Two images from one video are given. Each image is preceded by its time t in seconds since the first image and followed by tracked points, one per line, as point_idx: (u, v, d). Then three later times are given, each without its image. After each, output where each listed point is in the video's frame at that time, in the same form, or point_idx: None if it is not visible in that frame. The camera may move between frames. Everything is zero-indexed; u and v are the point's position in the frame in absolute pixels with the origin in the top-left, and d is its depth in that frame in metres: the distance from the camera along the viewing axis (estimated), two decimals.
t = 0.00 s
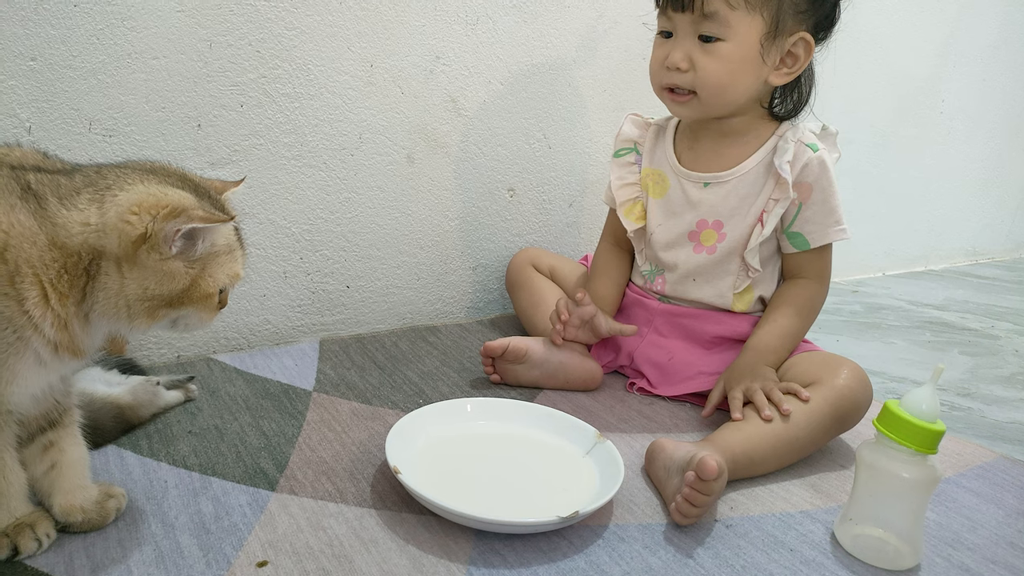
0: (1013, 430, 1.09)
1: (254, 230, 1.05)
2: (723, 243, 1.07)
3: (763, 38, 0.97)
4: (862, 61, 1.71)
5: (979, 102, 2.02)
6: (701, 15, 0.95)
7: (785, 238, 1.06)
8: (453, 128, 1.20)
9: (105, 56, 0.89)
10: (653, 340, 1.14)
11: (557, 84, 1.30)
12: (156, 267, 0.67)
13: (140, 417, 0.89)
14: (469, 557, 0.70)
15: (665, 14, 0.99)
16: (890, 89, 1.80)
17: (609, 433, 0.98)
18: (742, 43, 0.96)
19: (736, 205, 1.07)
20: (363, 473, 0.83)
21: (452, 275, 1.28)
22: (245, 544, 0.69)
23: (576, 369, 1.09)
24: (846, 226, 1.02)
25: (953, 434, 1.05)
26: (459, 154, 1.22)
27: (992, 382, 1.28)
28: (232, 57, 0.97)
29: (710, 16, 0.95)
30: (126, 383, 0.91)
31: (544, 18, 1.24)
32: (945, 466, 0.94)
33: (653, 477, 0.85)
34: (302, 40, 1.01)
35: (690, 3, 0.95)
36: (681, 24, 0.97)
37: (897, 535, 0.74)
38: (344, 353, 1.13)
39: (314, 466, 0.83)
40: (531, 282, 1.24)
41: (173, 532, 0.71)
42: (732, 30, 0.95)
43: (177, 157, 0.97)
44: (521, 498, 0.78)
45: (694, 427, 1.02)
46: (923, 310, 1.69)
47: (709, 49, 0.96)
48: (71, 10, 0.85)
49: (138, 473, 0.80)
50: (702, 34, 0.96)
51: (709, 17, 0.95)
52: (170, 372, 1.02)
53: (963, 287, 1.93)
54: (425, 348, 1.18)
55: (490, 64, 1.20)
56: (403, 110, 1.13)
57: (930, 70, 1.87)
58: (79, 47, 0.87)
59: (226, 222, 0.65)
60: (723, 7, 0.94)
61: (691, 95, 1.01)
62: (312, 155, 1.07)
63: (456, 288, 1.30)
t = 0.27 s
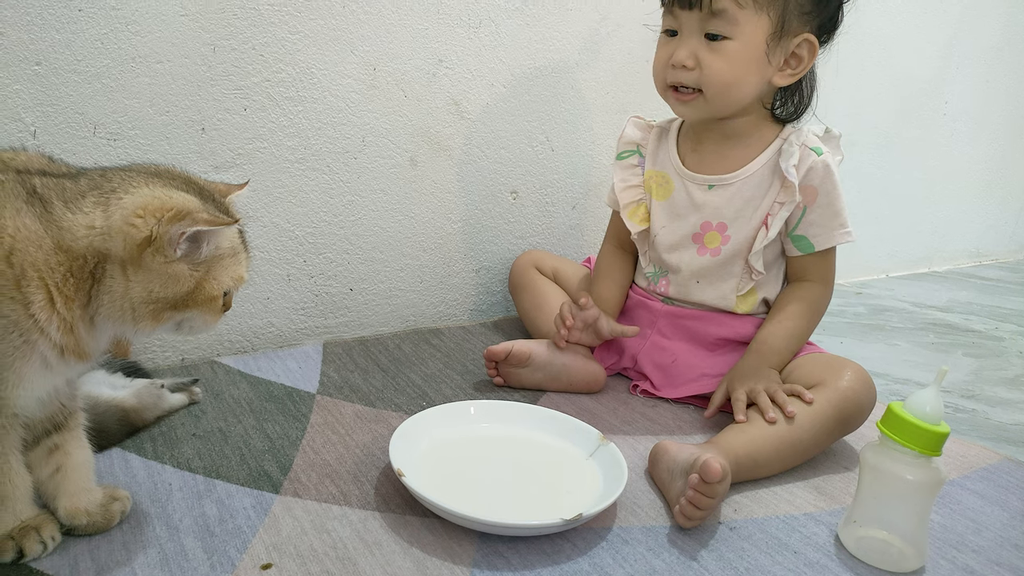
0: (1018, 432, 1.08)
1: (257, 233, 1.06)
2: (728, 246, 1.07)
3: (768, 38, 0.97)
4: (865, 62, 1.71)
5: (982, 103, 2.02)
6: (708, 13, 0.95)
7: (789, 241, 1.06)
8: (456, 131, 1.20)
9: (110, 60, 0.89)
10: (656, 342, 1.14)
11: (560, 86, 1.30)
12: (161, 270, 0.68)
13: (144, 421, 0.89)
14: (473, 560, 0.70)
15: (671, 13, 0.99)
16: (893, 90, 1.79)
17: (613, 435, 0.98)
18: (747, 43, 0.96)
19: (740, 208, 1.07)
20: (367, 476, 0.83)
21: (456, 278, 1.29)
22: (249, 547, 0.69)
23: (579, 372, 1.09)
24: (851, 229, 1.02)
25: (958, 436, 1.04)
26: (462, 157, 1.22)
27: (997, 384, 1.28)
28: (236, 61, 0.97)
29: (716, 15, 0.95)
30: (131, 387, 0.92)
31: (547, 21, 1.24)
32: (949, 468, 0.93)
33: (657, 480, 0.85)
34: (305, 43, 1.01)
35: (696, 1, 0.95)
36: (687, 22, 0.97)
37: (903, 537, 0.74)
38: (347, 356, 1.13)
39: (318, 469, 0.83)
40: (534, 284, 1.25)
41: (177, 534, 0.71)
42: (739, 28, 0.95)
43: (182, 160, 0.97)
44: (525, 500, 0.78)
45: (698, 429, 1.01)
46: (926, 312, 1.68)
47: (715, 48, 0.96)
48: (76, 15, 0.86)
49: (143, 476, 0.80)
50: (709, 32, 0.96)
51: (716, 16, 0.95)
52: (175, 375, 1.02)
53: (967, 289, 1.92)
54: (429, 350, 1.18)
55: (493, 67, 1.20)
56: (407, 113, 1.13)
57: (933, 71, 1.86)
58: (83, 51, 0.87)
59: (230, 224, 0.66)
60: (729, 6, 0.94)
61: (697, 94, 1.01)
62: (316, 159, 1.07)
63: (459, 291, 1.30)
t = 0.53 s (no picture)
0: (1018, 433, 1.08)
1: (257, 235, 1.06)
2: (728, 247, 1.07)
3: (770, 39, 0.97)
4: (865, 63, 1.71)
5: (982, 104, 2.02)
6: (711, 14, 0.95)
7: (788, 243, 1.06)
8: (456, 133, 1.20)
9: (110, 62, 0.89)
10: (656, 343, 1.14)
11: (559, 88, 1.30)
12: (162, 272, 0.68)
13: (144, 423, 0.89)
14: (473, 562, 0.70)
15: (674, 13, 0.99)
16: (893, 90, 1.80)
17: (613, 436, 0.98)
18: (750, 44, 0.96)
19: (740, 209, 1.07)
20: (367, 478, 0.83)
21: (455, 279, 1.29)
22: (249, 549, 0.69)
23: (580, 373, 1.09)
24: (850, 231, 1.02)
25: (958, 437, 1.04)
26: (461, 158, 1.22)
27: (996, 384, 1.28)
28: (236, 63, 0.97)
29: (720, 16, 0.95)
30: (131, 389, 0.92)
31: (546, 22, 1.24)
32: (950, 469, 0.93)
33: (657, 482, 0.85)
34: (305, 45, 1.01)
35: (700, 2, 0.95)
36: (690, 24, 0.97)
37: (903, 538, 0.74)
38: (347, 358, 1.13)
39: (318, 470, 0.83)
40: (534, 285, 1.25)
41: (178, 537, 0.71)
42: (742, 30, 0.95)
43: (181, 162, 0.97)
44: (525, 502, 0.78)
45: (698, 430, 1.01)
46: (926, 313, 1.69)
47: (719, 49, 0.97)
48: (75, 17, 0.86)
49: (143, 478, 0.80)
50: (711, 34, 0.96)
51: (719, 17, 0.95)
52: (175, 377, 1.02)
53: (966, 289, 1.92)
54: (429, 352, 1.18)
55: (493, 68, 1.21)
56: (406, 114, 1.13)
57: (932, 72, 1.87)
58: (83, 53, 0.87)
59: (231, 226, 0.66)
60: (733, 7, 0.94)
61: (698, 96, 1.01)
62: (315, 160, 1.07)
63: (459, 292, 1.30)
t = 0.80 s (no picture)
0: (1019, 434, 1.08)
1: (258, 236, 1.06)
2: (729, 247, 1.07)
3: (776, 47, 0.97)
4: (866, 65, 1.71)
5: (982, 105, 2.02)
6: (718, 26, 0.95)
7: (789, 244, 1.06)
8: (457, 135, 1.20)
9: (111, 64, 0.90)
10: (656, 344, 1.14)
11: (560, 89, 1.30)
12: (165, 275, 0.68)
13: (145, 424, 0.89)
14: (473, 563, 0.70)
15: (678, 25, 0.98)
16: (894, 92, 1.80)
17: (613, 437, 0.98)
18: (758, 55, 0.96)
19: (742, 209, 1.07)
20: (368, 479, 0.83)
21: (456, 280, 1.29)
22: (250, 550, 0.70)
23: (580, 373, 1.09)
24: (851, 233, 1.02)
25: (959, 439, 1.04)
26: (462, 159, 1.22)
27: (997, 386, 1.28)
28: (237, 65, 0.97)
29: (727, 28, 0.95)
30: (132, 390, 0.92)
31: (547, 24, 1.24)
32: (950, 470, 0.93)
33: (658, 483, 0.85)
34: (306, 47, 1.01)
35: (706, 15, 0.95)
36: (696, 35, 0.97)
37: (903, 539, 0.74)
38: (348, 359, 1.13)
39: (319, 472, 0.83)
40: (535, 286, 1.25)
41: (178, 538, 0.71)
42: (750, 41, 0.95)
43: (183, 163, 0.98)
44: (526, 504, 0.78)
45: (698, 431, 1.01)
46: (926, 314, 1.69)
47: (726, 61, 0.97)
48: (77, 19, 0.86)
49: (144, 479, 0.80)
50: (718, 47, 0.96)
51: (726, 29, 0.95)
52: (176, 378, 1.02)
53: (967, 291, 1.92)
54: (429, 353, 1.19)
55: (493, 70, 1.21)
56: (407, 116, 1.13)
57: (933, 73, 1.87)
58: (85, 55, 0.88)
59: (234, 230, 0.66)
60: (740, 20, 0.94)
61: (707, 106, 1.01)
62: (316, 162, 1.07)
63: (459, 293, 1.30)
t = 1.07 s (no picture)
0: (1019, 435, 1.08)
1: (258, 237, 1.06)
2: (733, 245, 1.07)
3: (784, 48, 0.97)
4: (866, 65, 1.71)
5: (982, 106, 2.02)
6: (726, 32, 0.95)
7: (792, 243, 1.06)
8: (457, 135, 1.20)
9: (111, 64, 0.90)
10: (657, 345, 1.14)
11: (560, 90, 1.30)
12: (163, 273, 0.68)
13: (145, 424, 0.89)
14: (473, 563, 0.70)
15: (684, 32, 0.98)
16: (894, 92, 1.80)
17: (613, 438, 0.98)
18: (767, 58, 0.97)
19: (746, 208, 1.07)
20: (368, 479, 0.83)
21: (456, 281, 1.29)
22: (250, 551, 0.69)
23: (581, 373, 1.09)
24: (853, 233, 1.02)
25: (959, 439, 1.04)
26: (462, 160, 1.22)
27: (997, 387, 1.28)
28: (237, 65, 0.97)
29: (735, 35, 0.95)
30: (132, 390, 0.92)
31: (547, 25, 1.25)
32: (950, 471, 0.93)
33: (658, 483, 0.85)
34: (306, 47, 1.01)
35: (714, 21, 0.94)
36: (704, 42, 0.97)
37: (903, 539, 0.74)
38: (348, 359, 1.13)
39: (319, 472, 0.83)
40: (535, 286, 1.25)
41: (178, 538, 0.71)
42: (758, 44, 0.95)
43: (183, 164, 0.98)
44: (526, 505, 0.78)
45: (698, 432, 1.01)
46: (926, 314, 1.69)
47: (735, 65, 0.97)
48: (77, 19, 0.86)
49: (144, 480, 0.80)
50: (727, 51, 0.96)
51: (734, 36, 0.95)
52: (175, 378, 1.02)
53: (967, 291, 1.92)
54: (429, 353, 1.19)
55: (494, 70, 1.21)
56: (407, 116, 1.13)
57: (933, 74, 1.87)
58: (85, 56, 0.88)
59: (232, 227, 0.66)
60: (747, 24, 0.94)
61: (719, 112, 1.01)
62: (316, 162, 1.07)
63: (459, 294, 1.30)
